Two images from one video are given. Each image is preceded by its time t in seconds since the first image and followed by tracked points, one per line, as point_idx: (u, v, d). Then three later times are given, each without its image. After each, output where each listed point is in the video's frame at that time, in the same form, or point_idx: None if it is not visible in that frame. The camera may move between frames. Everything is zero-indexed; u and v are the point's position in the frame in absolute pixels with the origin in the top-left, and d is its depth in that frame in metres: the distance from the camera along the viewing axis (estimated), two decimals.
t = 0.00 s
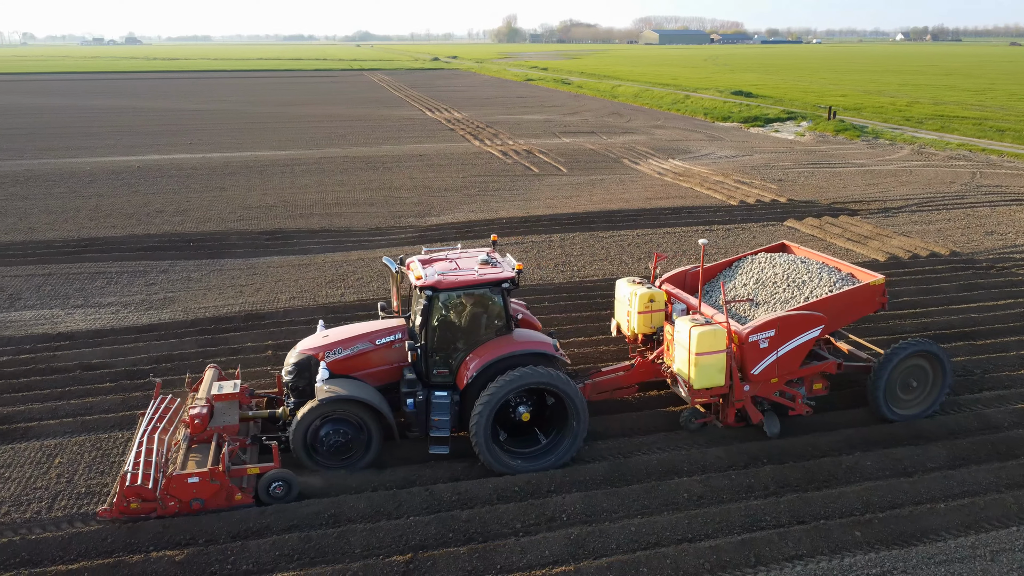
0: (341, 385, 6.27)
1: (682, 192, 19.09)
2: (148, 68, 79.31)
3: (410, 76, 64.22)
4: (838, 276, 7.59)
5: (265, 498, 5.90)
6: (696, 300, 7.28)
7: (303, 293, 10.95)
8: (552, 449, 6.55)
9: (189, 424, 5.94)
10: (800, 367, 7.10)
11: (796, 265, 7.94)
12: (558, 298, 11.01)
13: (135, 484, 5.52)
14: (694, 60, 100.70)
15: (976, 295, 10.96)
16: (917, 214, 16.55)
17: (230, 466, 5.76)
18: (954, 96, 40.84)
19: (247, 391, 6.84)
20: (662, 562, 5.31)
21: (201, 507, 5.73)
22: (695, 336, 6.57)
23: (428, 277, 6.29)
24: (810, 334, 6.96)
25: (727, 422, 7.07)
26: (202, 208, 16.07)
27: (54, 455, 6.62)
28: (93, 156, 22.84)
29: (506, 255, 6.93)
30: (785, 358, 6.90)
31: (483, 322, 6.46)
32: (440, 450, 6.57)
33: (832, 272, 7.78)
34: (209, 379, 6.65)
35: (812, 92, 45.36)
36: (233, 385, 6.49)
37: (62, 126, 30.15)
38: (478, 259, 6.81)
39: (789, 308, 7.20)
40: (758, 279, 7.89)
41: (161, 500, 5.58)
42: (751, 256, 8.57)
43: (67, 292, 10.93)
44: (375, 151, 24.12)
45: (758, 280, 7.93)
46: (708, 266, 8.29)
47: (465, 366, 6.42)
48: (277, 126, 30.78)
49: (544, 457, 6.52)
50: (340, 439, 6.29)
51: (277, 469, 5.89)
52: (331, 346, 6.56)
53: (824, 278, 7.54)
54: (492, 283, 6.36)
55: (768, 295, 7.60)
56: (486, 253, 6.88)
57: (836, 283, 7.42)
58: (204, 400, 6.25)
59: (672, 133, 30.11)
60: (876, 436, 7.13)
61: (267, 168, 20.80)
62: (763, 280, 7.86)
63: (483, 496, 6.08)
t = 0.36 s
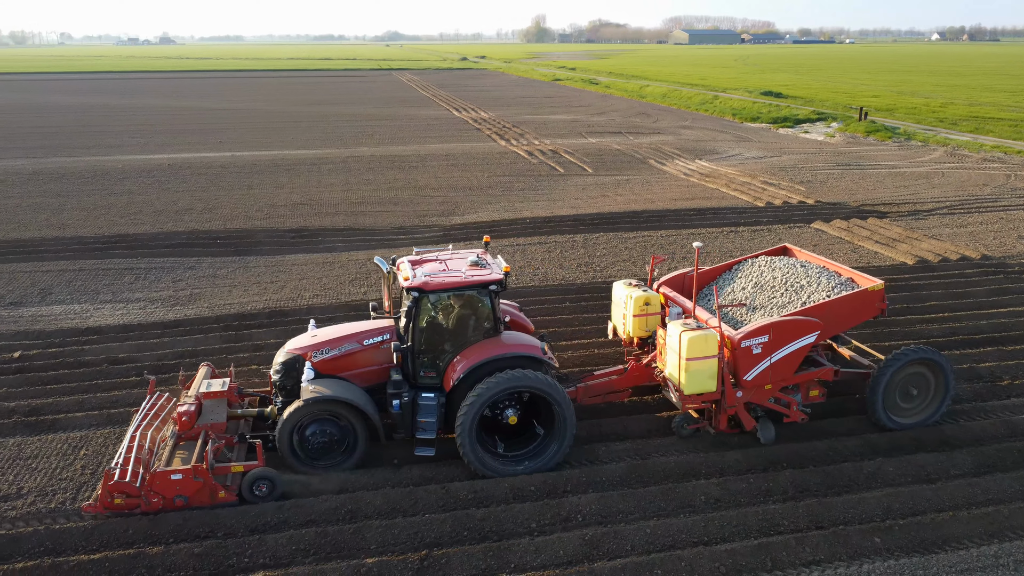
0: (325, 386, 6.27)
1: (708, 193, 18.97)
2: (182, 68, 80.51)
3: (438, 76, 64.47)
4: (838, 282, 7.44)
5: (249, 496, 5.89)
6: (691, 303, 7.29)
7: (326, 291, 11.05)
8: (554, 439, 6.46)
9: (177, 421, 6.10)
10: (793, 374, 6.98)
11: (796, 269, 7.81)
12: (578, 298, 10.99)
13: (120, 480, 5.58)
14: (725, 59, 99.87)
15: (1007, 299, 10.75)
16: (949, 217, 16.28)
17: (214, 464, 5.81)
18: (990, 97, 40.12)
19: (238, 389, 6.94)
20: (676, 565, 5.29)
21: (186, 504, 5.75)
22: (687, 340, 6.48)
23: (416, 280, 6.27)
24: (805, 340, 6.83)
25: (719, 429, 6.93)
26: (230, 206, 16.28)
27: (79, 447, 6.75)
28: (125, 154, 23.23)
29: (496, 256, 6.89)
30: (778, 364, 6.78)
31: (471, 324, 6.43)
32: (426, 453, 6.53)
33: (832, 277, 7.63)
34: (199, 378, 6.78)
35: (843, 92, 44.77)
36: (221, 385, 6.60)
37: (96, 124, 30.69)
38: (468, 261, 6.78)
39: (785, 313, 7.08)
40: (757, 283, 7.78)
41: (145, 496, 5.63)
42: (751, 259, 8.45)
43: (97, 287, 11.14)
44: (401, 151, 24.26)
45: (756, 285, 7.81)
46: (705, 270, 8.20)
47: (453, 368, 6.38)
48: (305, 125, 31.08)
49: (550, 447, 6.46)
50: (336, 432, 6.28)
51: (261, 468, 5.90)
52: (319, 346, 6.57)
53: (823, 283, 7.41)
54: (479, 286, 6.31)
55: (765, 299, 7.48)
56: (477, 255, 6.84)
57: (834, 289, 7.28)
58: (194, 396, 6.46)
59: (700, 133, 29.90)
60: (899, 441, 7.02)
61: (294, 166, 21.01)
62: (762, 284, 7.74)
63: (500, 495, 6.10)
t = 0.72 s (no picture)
0: (311, 385, 6.30)
1: (733, 195, 18.82)
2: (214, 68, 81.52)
3: (466, 75, 64.63)
4: (835, 286, 7.31)
5: (232, 493, 5.88)
6: (684, 306, 7.23)
7: (349, 288, 11.15)
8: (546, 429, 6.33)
9: (165, 417, 6.09)
10: (786, 380, 6.89)
11: (793, 273, 7.69)
12: (597, 299, 10.95)
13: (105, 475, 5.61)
14: (755, 59, 98.93)
15: None
16: (980, 220, 15.98)
17: (197, 461, 5.81)
18: None
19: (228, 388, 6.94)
20: (689, 567, 5.26)
21: (169, 500, 5.77)
22: (674, 344, 6.42)
23: (403, 279, 6.25)
24: (798, 345, 6.74)
25: (709, 434, 6.85)
26: (256, 204, 16.47)
27: (103, 439, 6.86)
28: (157, 152, 23.59)
29: (485, 256, 6.85)
30: (770, 369, 6.68)
31: (457, 325, 6.41)
32: (411, 454, 6.48)
33: (830, 280, 7.50)
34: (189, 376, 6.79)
35: (875, 93, 44.17)
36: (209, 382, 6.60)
37: (128, 123, 31.23)
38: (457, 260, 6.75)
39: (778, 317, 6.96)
40: (753, 287, 7.68)
41: (129, 492, 5.66)
42: (750, 262, 8.35)
43: (125, 283, 11.32)
44: (427, 150, 24.37)
45: (752, 288, 7.71)
46: (701, 273, 8.12)
47: (439, 368, 6.36)
48: (332, 124, 31.35)
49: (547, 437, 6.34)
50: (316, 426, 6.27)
51: (244, 465, 5.88)
52: (306, 345, 6.59)
53: (819, 287, 7.29)
54: (465, 286, 6.27)
55: (760, 303, 7.37)
56: (466, 254, 6.79)
57: (830, 293, 7.16)
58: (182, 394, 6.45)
59: (727, 134, 29.66)
60: (922, 447, 6.90)
61: (320, 165, 21.19)
62: (757, 288, 7.64)
63: (515, 494, 6.12)
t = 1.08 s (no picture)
0: (296, 384, 6.34)
1: (756, 196, 18.68)
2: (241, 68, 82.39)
3: (491, 75, 64.66)
4: (829, 289, 7.18)
5: (215, 491, 5.92)
6: (676, 309, 7.14)
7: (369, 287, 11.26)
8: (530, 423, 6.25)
9: (153, 414, 6.12)
10: (778, 385, 6.76)
11: (789, 276, 7.58)
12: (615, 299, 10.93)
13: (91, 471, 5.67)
14: (782, 59, 98.00)
15: None
16: (1009, 223, 15.71)
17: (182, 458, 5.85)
18: None
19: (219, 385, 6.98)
20: (700, 570, 5.24)
21: (152, 497, 5.82)
22: (661, 347, 6.31)
23: (387, 280, 6.24)
24: (790, 350, 6.63)
25: (698, 438, 6.76)
26: (280, 202, 16.64)
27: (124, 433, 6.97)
28: (184, 151, 23.92)
29: (473, 256, 6.82)
30: (760, 375, 6.56)
31: (443, 326, 6.38)
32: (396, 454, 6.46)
33: (826, 285, 7.38)
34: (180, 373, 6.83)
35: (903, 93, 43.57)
36: (198, 378, 6.64)
37: (156, 121, 31.66)
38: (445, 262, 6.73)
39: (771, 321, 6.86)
40: (748, 290, 7.59)
41: (113, 488, 5.71)
42: (746, 265, 8.25)
43: (149, 279, 11.50)
44: (449, 150, 24.45)
45: (746, 292, 7.60)
46: (695, 276, 8.06)
47: (424, 369, 6.35)
48: (356, 124, 31.56)
49: (534, 428, 6.26)
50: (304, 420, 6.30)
51: (228, 464, 5.92)
52: (293, 344, 6.63)
53: (814, 290, 7.16)
54: (450, 287, 6.24)
55: (753, 307, 7.27)
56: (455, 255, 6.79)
57: (824, 296, 7.05)
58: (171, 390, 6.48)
59: (752, 135, 29.44)
60: (942, 452, 6.79)
61: (344, 164, 21.36)
62: (752, 291, 7.54)
63: (527, 494, 6.12)
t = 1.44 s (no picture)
0: (280, 382, 6.40)
1: (782, 197, 18.51)
2: (272, 66, 83.30)
3: (518, 75, 64.63)
4: (819, 293, 7.10)
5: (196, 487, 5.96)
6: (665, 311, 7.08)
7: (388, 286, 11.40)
8: (507, 414, 6.18)
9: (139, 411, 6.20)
10: (764, 390, 6.67)
11: (780, 279, 7.49)
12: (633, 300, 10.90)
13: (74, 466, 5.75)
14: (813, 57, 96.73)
15: None
16: None
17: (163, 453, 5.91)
18: None
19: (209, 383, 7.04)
20: (710, 573, 5.21)
21: (136, 492, 5.88)
22: (643, 351, 6.26)
23: (371, 279, 6.27)
24: (776, 354, 6.53)
25: (683, 442, 6.70)
26: (304, 200, 16.80)
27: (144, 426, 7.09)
28: (213, 149, 24.27)
29: (459, 256, 6.84)
30: (745, 379, 6.47)
31: (425, 326, 6.38)
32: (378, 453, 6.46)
33: (817, 288, 7.28)
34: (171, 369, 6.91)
35: (937, 94, 42.81)
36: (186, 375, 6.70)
37: (186, 120, 32.09)
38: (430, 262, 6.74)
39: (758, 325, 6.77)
40: (739, 293, 7.51)
41: (96, 482, 5.78)
42: (740, 267, 8.16)
43: (174, 275, 11.68)
44: (474, 149, 24.50)
45: (737, 295, 7.51)
46: (688, 279, 7.99)
47: (405, 368, 6.35)
48: (382, 123, 31.76)
49: (513, 418, 6.19)
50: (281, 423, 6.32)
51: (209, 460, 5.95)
52: (278, 342, 6.66)
53: (803, 294, 7.08)
54: (431, 288, 6.26)
55: (742, 310, 7.20)
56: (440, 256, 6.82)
57: (814, 301, 6.95)
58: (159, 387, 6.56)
59: (780, 136, 29.16)
60: (962, 459, 6.68)
61: (369, 163, 21.51)
62: (743, 294, 7.46)
63: (539, 493, 6.13)
